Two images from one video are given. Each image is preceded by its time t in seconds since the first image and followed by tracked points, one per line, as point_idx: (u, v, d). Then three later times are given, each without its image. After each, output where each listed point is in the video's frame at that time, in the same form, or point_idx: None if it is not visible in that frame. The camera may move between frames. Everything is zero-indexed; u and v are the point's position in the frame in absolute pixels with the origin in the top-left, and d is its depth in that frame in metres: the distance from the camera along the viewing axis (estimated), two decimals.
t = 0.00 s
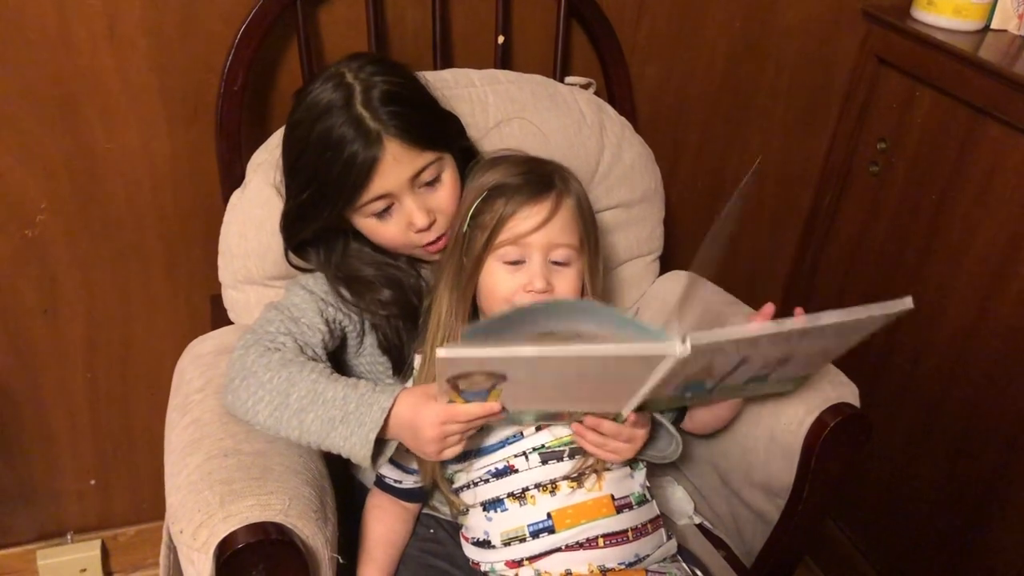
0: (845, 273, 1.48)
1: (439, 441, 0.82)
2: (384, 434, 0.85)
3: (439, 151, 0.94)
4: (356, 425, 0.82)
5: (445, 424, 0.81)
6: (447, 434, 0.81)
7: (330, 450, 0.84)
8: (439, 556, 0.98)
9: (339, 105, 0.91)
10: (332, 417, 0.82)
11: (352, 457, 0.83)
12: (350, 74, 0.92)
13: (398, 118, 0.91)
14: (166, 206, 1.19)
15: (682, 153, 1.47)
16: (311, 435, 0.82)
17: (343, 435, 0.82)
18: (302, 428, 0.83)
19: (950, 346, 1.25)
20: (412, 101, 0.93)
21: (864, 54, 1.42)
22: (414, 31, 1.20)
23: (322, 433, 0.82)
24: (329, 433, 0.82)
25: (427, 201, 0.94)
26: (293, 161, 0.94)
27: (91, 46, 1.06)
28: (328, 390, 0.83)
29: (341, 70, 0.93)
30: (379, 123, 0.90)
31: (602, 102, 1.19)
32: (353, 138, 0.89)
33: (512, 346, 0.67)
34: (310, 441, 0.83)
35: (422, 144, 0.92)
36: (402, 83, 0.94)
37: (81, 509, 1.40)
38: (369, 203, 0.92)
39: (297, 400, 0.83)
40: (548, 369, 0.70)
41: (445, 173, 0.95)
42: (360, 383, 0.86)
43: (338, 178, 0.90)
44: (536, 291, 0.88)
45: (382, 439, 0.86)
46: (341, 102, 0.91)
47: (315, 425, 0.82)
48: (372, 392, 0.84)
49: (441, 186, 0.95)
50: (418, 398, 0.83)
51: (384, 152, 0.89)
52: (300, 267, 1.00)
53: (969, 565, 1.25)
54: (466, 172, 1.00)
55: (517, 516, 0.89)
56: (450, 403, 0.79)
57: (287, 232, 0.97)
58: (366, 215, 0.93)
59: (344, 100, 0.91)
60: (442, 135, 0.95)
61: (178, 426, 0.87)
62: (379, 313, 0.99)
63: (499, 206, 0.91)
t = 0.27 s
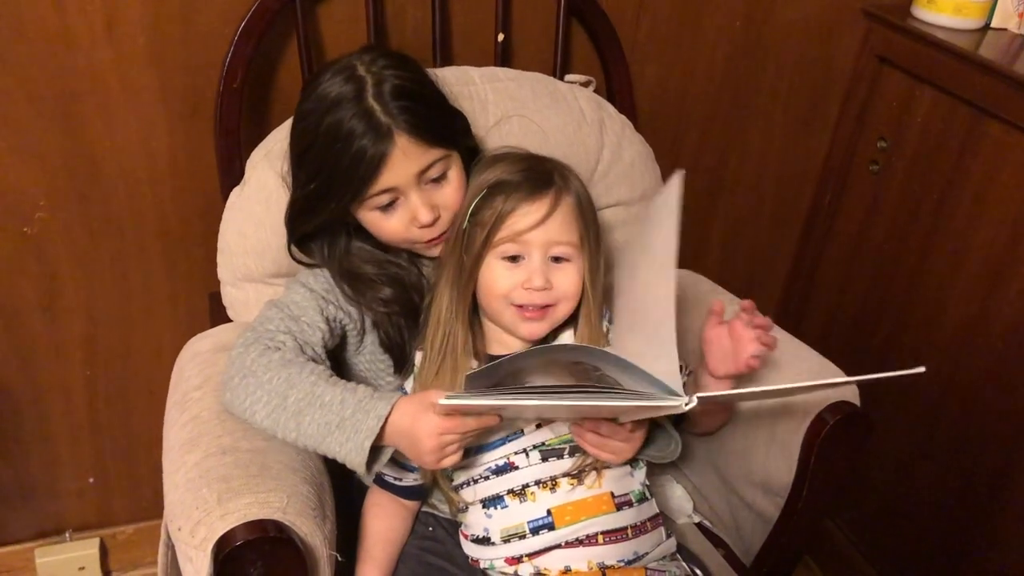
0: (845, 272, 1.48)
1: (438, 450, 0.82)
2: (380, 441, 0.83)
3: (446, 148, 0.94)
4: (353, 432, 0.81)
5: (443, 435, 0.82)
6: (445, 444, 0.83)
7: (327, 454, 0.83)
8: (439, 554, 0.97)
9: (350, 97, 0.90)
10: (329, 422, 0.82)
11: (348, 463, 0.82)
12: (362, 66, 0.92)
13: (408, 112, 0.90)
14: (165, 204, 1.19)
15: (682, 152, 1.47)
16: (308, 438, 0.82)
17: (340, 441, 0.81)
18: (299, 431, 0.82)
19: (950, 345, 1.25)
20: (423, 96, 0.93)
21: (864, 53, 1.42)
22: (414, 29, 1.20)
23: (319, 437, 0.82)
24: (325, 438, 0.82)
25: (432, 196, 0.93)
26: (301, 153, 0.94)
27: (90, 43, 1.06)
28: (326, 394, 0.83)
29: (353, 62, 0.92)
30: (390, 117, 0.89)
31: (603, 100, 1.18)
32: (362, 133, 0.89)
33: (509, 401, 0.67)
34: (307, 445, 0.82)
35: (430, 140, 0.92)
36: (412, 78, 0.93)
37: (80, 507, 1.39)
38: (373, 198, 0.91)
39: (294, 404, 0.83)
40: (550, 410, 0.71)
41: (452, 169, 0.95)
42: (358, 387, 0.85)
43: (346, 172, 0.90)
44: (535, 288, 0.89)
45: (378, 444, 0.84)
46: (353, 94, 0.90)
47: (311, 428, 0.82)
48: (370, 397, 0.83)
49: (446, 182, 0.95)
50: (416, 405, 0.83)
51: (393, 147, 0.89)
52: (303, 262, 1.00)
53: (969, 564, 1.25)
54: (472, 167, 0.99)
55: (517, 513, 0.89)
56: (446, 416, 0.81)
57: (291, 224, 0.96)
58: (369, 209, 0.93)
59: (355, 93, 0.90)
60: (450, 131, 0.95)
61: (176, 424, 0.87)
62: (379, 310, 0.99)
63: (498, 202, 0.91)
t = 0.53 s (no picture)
0: (841, 272, 1.48)
1: (439, 445, 0.82)
2: (378, 440, 0.84)
3: (447, 151, 0.94)
4: (350, 431, 0.82)
5: (446, 427, 0.82)
6: (448, 436, 0.82)
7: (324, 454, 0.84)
8: (436, 554, 0.97)
9: (354, 98, 0.90)
10: (326, 421, 0.82)
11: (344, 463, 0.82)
12: (366, 67, 0.92)
13: (411, 114, 0.91)
14: (162, 204, 1.19)
15: (678, 152, 1.47)
16: (305, 439, 0.82)
17: (337, 440, 0.82)
18: (297, 430, 0.82)
19: (945, 344, 1.25)
20: (425, 98, 0.93)
21: (860, 53, 1.42)
22: (411, 30, 1.20)
23: (316, 437, 0.82)
24: (322, 438, 0.82)
25: (432, 199, 0.94)
26: (303, 153, 0.94)
27: (86, 44, 1.06)
28: (323, 393, 0.83)
29: (356, 62, 0.93)
30: (394, 120, 0.89)
31: (599, 101, 1.19)
32: (366, 134, 0.89)
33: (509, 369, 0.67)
34: (304, 444, 0.83)
35: (432, 143, 0.92)
36: (416, 79, 0.94)
37: (76, 507, 1.39)
38: (374, 198, 0.92)
39: (292, 404, 0.83)
40: (545, 385, 0.70)
41: (453, 173, 0.95)
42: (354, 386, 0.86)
43: (349, 174, 0.90)
44: (530, 288, 0.88)
45: (376, 444, 0.85)
46: (357, 95, 0.90)
47: (308, 428, 0.82)
48: (367, 397, 0.84)
49: (446, 185, 0.95)
50: (415, 402, 0.83)
51: (398, 150, 0.89)
52: (302, 261, 1.00)
53: (965, 563, 1.25)
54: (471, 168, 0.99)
55: (515, 510, 0.89)
56: (450, 405, 0.81)
57: (290, 224, 0.96)
58: (370, 209, 0.93)
59: (359, 92, 0.90)
60: (451, 134, 0.95)
61: (173, 424, 0.87)
62: (376, 310, 0.99)
63: (494, 202, 0.91)
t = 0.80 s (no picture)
0: (839, 270, 1.48)
1: (443, 440, 0.82)
2: (379, 440, 0.84)
3: (451, 153, 0.95)
4: (352, 429, 0.82)
5: (448, 422, 0.82)
6: (450, 432, 0.82)
7: (324, 453, 0.84)
8: (436, 553, 0.97)
9: (361, 97, 0.90)
10: (328, 420, 0.82)
11: (346, 461, 0.82)
12: (374, 67, 0.92)
13: (417, 116, 0.91)
14: (160, 204, 1.19)
15: (677, 151, 1.47)
16: (306, 438, 0.82)
17: (339, 439, 0.82)
18: (298, 430, 0.82)
19: (943, 342, 1.25)
20: (431, 98, 0.94)
21: (858, 52, 1.42)
22: (409, 30, 1.20)
23: (317, 436, 0.82)
24: (325, 436, 0.82)
25: (433, 199, 0.94)
26: (306, 150, 0.94)
27: (84, 44, 1.06)
28: (325, 392, 0.83)
29: (364, 61, 0.93)
30: (402, 122, 0.90)
31: (598, 100, 1.19)
32: (373, 135, 0.89)
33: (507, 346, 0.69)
34: (305, 443, 0.83)
35: (437, 145, 0.92)
36: (423, 80, 0.94)
37: (76, 508, 1.39)
38: (378, 197, 0.92)
39: (293, 403, 0.83)
40: (543, 367, 0.72)
41: (455, 173, 0.96)
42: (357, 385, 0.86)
43: (355, 173, 0.90)
44: (526, 287, 0.89)
45: (377, 443, 0.85)
46: (364, 94, 0.90)
47: (310, 427, 0.82)
48: (369, 395, 0.84)
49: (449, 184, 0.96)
50: (418, 399, 0.84)
51: (404, 151, 0.90)
52: (303, 259, 1.00)
53: (964, 561, 1.25)
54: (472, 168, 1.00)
55: (515, 507, 0.89)
56: (454, 401, 0.80)
57: (291, 223, 0.97)
58: (372, 208, 0.93)
59: (368, 92, 0.90)
60: (455, 134, 0.96)
61: (172, 424, 0.87)
62: (377, 309, 0.99)
63: (491, 202, 0.92)
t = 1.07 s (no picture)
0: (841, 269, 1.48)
1: (445, 442, 0.83)
2: (383, 442, 0.84)
3: (457, 151, 0.95)
4: (356, 430, 0.82)
5: (451, 422, 0.82)
6: (453, 432, 0.82)
7: (327, 456, 0.84)
8: (438, 554, 0.97)
9: (365, 96, 0.90)
10: (331, 422, 0.82)
11: (349, 463, 0.83)
12: (379, 66, 0.92)
13: (421, 114, 0.91)
14: (161, 208, 1.19)
15: (677, 152, 1.47)
16: (308, 440, 0.82)
17: (342, 441, 0.82)
18: (301, 431, 0.82)
19: (945, 340, 1.25)
20: (434, 96, 0.94)
21: (858, 51, 1.42)
22: (409, 31, 1.20)
23: (320, 439, 0.82)
24: (327, 438, 0.82)
25: (437, 198, 0.94)
26: (310, 149, 0.94)
27: (84, 48, 1.06)
28: (328, 395, 0.84)
29: (369, 59, 0.93)
30: (406, 119, 0.90)
31: (598, 101, 1.19)
32: (376, 133, 0.89)
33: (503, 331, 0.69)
34: (307, 446, 0.83)
35: (442, 144, 0.93)
36: (427, 79, 0.94)
37: (79, 512, 1.39)
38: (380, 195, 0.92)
39: (296, 405, 0.83)
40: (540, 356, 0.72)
41: (459, 171, 0.96)
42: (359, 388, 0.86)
43: (358, 171, 0.90)
44: (519, 271, 0.88)
45: (381, 445, 0.85)
46: (368, 93, 0.90)
47: (313, 429, 0.82)
48: (372, 398, 0.84)
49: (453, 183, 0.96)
50: (420, 399, 0.84)
51: (408, 149, 0.90)
52: (305, 259, 1.00)
53: (967, 560, 1.25)
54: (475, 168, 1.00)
55: (515, 512, 0.89)
56: (455, 401, 0.80)
57: (294, 223, 0.97)
58: (376, 206, 0.93)
59: (373, 89, 0.90)
60: (458, 132, 0.96)
61: (174, 427, 0.87)
62: (379, 310, 0.99)
63: (490, 188, 0.91)
